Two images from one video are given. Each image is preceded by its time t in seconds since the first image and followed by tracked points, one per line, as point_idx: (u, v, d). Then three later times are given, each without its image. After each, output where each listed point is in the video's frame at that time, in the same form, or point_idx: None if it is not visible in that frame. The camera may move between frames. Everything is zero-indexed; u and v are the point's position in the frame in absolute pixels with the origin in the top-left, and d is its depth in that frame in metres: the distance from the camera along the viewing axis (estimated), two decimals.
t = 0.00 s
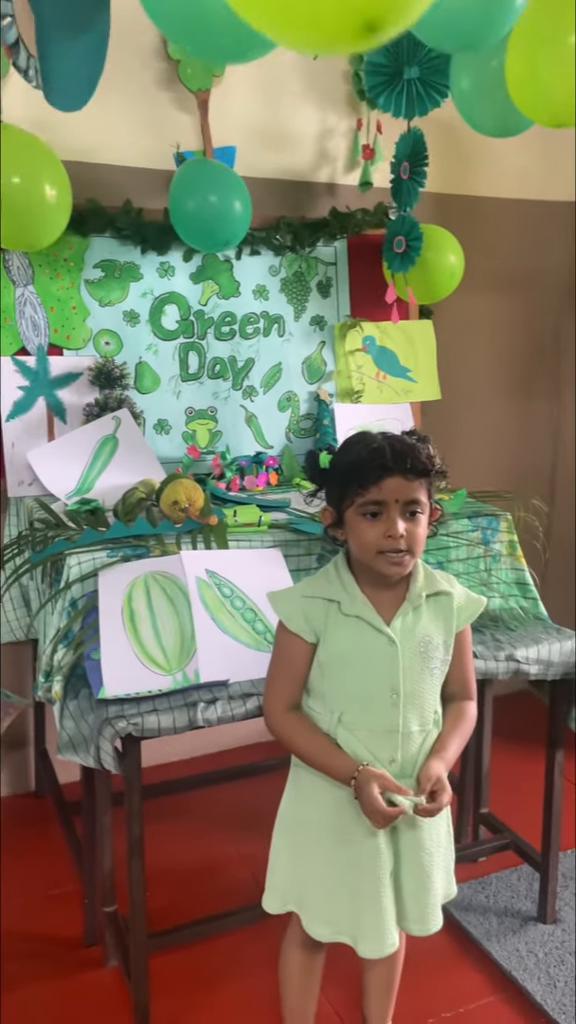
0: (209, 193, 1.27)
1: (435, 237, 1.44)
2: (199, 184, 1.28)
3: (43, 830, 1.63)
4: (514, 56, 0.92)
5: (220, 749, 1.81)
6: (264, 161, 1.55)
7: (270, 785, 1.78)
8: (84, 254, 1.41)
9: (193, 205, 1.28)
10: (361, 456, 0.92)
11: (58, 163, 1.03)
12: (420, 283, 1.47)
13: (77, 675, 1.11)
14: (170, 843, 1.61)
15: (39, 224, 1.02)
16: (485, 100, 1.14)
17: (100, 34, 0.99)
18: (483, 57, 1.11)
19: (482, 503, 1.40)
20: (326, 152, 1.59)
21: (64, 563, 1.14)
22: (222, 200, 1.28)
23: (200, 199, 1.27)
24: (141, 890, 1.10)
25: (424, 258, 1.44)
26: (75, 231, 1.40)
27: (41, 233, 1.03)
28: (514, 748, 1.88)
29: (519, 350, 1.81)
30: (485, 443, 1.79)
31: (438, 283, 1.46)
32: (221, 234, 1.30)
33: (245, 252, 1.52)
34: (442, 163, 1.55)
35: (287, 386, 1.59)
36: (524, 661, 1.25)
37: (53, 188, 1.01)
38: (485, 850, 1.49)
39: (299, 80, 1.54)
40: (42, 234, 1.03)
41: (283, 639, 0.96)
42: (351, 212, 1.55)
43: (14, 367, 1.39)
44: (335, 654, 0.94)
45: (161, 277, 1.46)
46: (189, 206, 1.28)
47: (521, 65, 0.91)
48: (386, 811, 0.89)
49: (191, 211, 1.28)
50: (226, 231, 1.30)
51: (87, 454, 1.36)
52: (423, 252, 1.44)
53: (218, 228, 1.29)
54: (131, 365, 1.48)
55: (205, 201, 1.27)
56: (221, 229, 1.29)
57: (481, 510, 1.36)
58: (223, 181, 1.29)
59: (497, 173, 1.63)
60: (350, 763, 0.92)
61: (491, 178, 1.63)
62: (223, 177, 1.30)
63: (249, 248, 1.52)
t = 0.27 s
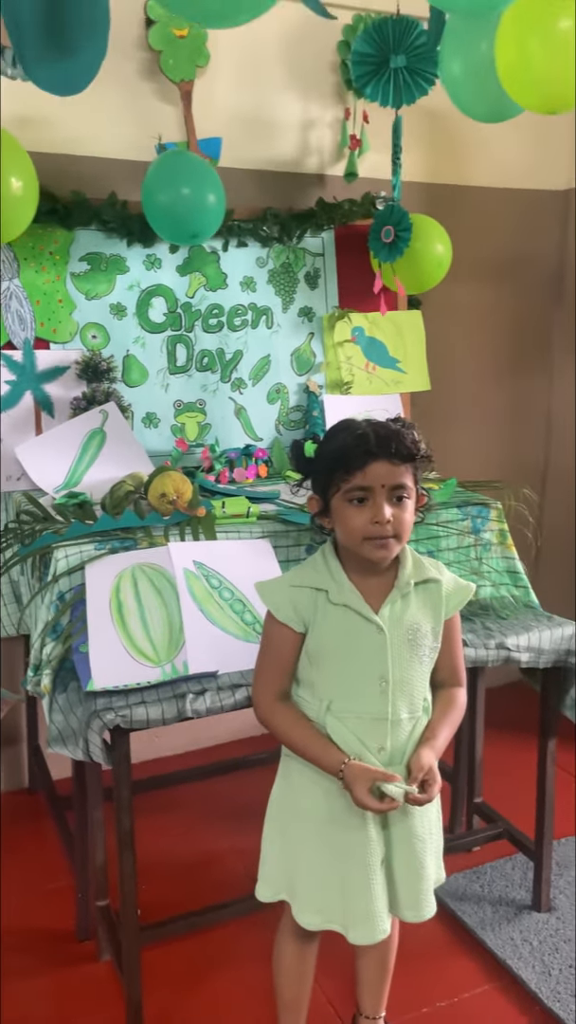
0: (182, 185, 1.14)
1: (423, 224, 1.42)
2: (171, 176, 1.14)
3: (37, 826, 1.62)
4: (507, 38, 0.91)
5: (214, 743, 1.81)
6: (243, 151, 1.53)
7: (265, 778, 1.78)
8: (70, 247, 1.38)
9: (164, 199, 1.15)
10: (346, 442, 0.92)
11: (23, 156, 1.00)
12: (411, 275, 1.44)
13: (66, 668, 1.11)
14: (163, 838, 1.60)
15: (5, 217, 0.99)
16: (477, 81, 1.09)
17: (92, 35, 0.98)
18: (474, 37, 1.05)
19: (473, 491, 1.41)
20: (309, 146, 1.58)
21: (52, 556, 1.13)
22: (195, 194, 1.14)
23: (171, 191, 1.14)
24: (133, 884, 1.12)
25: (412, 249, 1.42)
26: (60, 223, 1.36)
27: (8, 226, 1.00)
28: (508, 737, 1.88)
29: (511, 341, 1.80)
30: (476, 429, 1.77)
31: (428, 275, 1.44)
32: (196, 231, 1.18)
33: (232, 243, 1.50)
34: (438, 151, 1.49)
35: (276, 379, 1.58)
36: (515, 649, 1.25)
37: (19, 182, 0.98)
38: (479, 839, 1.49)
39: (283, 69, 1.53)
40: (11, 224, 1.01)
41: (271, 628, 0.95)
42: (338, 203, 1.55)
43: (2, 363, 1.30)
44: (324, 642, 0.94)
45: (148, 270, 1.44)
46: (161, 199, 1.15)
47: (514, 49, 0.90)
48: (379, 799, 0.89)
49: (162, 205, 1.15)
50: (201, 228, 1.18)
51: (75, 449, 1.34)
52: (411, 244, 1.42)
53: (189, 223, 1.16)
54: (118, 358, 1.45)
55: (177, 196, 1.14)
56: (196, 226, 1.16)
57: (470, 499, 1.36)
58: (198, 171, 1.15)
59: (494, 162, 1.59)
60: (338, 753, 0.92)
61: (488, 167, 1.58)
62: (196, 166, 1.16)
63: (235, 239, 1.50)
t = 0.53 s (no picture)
0: (164, 185, 1.11)
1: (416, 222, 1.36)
2: (156, 178, 1.11)
3: (37, 829, 1.62)
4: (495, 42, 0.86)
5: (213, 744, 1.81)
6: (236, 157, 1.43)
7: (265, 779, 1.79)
8: (64, 250, 1.34)
9: (149, 201, 1.11)
10: (342, 440, 0.93)
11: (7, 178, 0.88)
12: (405, 271, 1.41)
13: (66, 669, 1.13)
14: (164, 839, 1.61)
15: None
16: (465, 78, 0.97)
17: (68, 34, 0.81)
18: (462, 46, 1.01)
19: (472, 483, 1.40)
20: (302, 148, 1.49)
21: (51, 558, 1.14)
22: (179, 194, 1.12)
23: (157, 198, 1.11)
24: (133, 884, 1.14)
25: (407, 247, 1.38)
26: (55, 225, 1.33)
27: None
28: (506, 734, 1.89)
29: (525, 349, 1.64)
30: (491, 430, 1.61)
31: (422, 270, 1.38)
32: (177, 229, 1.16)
33: (226, 247, 1.45)
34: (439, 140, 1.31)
35: (272, 380, 1.50)
36: (512, 646, 1.27)
37: None
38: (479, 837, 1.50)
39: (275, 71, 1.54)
40: None
41: (269, 626, 0.96)
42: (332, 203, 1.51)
43: None
44: (322, 640, 0.94)
45: (142, 274, 1.38)
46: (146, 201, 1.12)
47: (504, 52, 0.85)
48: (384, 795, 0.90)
49: (147, 206, 1.12)
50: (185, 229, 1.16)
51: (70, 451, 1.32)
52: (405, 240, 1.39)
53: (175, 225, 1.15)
54: (114, 362, 1.38)
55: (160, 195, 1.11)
56: (181, 226, 1.15)
57: (467, 496, 1.37)
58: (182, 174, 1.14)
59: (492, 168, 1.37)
60: (332, 754, 0.92)
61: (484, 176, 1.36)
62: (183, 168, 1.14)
63: (229, 242, 1.45)
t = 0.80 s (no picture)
0: (157, 169, 0.91)
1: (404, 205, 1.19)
2: (146, 160, 0.92)
3: (35, 821, 1.62)
4: (483, 23, 0.80)
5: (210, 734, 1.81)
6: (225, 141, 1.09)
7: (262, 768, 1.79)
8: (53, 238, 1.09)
9: (141, 187, 0.91)
10: (334, 419, 0.92)
11: None
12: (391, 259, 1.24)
13: (59, 656, 1.15)
14: (161, 829, 1.61)
15: None
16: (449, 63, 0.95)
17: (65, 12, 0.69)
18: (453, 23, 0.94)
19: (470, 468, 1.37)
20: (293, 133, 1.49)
21: (41, 543, 1.17)
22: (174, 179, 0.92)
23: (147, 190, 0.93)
24: (130, 869, 1.15)
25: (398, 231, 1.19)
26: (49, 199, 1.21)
27: None
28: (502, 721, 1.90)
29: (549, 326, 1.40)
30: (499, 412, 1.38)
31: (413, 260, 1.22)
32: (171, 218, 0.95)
33: (217, 232, 1.21)
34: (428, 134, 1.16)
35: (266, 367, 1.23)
36: (507, 630, 1.28)
37: None
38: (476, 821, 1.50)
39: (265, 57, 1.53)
40: None
41: (262, 610, 0.95)
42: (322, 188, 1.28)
43: None
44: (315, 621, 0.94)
45: (134, 262, 1.13)
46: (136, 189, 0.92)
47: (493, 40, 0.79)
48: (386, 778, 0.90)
49: (138, 194, 0.92)
50: (180, 216, 0.96)
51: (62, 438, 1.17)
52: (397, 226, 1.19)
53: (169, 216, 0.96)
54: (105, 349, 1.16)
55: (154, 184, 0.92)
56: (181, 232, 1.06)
57: (462, 482, 1.37)
58: (175, 156, 0.93)
59: (489, 149, 1.21)
60: (324, 735, 0.92)
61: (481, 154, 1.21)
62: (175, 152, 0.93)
63: (221, 228, 1.21)
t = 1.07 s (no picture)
0: (150, 159, 0.89)
1: (402, 198, 1.13)
2: (140, 147, 0.88)
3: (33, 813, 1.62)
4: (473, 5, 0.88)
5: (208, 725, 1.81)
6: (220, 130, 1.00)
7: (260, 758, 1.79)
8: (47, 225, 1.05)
9: (132, 177, 0.89)
10: (329, 401, 0.92)
11: None
12: (387, 250, 1.23)
13: (55, 646, 1.15)
14: (160, 819, 1.61)
15: None
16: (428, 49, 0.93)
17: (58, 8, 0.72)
18: (437, 9, 0.93)
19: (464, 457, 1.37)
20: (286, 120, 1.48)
21: (37, 533, 1.16)
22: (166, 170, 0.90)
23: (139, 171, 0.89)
24: (127, 856, 1.15)
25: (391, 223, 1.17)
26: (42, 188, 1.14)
27: None
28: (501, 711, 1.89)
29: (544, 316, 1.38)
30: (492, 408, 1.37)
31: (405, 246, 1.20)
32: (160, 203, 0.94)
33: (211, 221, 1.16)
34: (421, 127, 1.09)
35: (261, 356, 1.24)
36: (505, 615, 1.27)
37: None
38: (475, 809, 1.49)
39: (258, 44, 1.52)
40: None
41: (256, 594, 0.95)
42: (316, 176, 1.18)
43: None
44: (310, 607, 0.93)
45: (128, 251, 1.09)
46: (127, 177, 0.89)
47: (480, 17, 0.87)
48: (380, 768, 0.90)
49: (129, 183, 0.89)
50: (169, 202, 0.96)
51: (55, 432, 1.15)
52: (390, 217, 1.16)
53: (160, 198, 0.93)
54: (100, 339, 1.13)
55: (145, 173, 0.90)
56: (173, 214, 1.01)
57: (459, 471, 1.38)
58: (165, 139, 0.90)
59: (479, 139, 1.15)
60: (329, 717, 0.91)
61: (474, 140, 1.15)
62: (167, 139, 0.89)
63: (214, 217, 1.15)
